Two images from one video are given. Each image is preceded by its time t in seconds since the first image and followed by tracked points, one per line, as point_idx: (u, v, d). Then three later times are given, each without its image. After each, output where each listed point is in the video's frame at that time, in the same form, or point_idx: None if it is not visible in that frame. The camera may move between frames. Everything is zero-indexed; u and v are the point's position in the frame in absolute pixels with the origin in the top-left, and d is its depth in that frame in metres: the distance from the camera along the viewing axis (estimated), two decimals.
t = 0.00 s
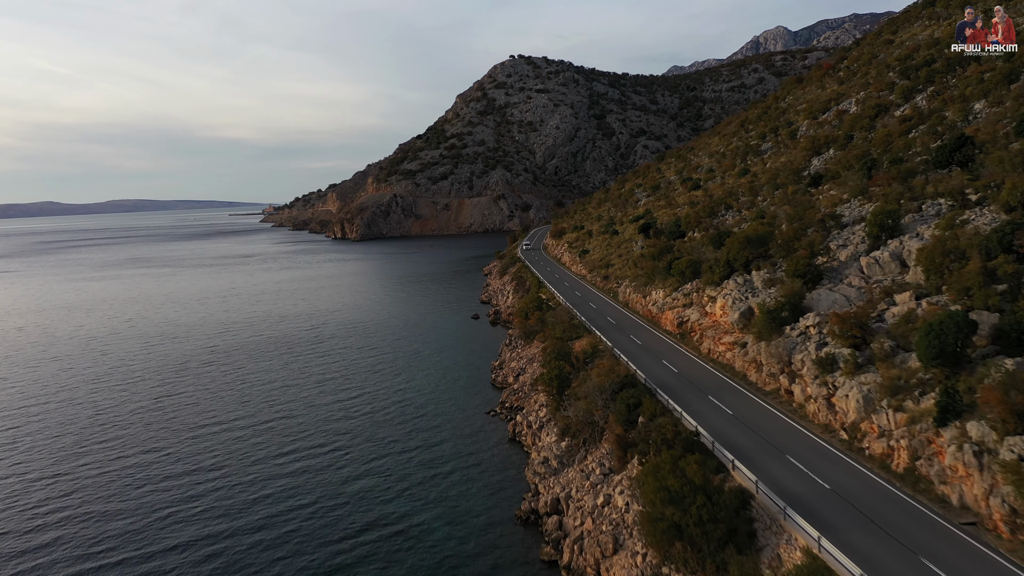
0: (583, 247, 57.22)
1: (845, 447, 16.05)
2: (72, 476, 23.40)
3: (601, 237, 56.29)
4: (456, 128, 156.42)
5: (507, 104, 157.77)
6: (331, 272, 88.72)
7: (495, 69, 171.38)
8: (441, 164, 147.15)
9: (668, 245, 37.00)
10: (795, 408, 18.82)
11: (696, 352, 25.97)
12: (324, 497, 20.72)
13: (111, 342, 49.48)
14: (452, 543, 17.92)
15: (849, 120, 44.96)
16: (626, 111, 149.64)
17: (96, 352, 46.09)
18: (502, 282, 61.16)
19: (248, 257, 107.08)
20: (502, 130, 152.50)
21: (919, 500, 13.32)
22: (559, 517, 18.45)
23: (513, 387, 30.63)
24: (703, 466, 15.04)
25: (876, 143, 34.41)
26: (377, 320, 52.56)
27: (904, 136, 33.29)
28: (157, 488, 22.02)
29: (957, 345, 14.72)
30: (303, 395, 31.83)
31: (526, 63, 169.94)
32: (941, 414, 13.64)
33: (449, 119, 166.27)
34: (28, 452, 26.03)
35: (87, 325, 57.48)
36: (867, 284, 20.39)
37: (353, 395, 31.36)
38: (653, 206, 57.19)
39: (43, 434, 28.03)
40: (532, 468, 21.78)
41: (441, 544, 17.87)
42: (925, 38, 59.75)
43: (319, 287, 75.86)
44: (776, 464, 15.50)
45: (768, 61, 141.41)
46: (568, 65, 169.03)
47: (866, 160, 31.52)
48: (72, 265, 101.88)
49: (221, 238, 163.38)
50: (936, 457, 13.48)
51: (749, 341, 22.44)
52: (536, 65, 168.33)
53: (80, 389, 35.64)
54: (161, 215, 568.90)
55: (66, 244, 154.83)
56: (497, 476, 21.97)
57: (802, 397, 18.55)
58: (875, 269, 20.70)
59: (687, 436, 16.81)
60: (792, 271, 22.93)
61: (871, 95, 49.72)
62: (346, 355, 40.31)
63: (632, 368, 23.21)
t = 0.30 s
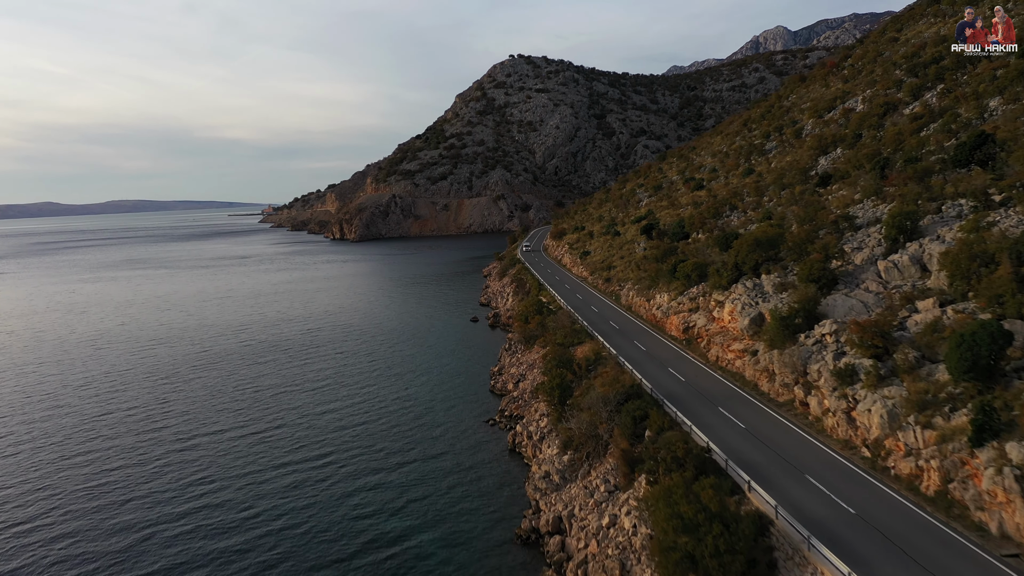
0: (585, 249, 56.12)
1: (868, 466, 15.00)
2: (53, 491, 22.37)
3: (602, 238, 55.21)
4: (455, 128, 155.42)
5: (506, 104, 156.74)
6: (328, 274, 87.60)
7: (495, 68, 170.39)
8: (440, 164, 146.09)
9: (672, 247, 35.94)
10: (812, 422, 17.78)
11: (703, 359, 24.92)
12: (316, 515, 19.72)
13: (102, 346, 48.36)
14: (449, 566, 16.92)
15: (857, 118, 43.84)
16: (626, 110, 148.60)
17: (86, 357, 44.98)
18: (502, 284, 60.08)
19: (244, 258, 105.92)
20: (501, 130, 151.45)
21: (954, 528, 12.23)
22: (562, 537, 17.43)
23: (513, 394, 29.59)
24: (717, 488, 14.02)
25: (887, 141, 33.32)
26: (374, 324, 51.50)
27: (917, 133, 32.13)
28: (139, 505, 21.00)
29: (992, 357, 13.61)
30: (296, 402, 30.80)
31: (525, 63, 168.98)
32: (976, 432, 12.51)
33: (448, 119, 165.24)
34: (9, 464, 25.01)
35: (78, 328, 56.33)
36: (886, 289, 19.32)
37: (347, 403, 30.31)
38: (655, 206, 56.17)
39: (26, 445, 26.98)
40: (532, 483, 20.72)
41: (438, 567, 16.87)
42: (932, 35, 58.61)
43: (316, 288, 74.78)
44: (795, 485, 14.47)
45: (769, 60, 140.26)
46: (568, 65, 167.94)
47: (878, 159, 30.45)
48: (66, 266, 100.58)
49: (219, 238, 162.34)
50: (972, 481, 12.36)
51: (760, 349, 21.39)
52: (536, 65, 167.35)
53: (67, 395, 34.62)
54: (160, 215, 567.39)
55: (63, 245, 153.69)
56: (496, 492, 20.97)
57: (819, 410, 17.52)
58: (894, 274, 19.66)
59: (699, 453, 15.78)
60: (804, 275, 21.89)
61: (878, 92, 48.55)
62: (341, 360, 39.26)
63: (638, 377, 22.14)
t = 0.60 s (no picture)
0: (586, 250, 54.89)
1: (900, 492, 13.77)
2: (27, 510, 21.12)
3: (604, 239, 53.99)
4: (454, 128, 154.25)
5: (506, 104, 155.50)
6: (325, 275, 86.32)
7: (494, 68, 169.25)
8: (440, 164, 144.87)
9: (677, 249, 34.71)
10: (834, 440, 16.56)
11: (713, 368, 23.68)
12: (305, 537, 18.52)
13: (91, 351, 47.07)
14: None
15: (865, 116, 42.65)
16: (627, 110, 147.37)
17: (74, 362, 43.72)
18: (501, 286, 58.86)
19: (241, 259, 104.53)
20: (501, 129, 150.29)
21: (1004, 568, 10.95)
22: (564, 563, 16.24)
23: (512, 403, 28.36)
24: (736, 518, 12.83)
25: (901, 140, 32.07)
26: (371, 327, 50.28)
27: (932, 131, 30.92)
28: (118, 525, 19.79)
29: None
30: (288, 412, 29.54)
31: (525, 62, 167.82)
32: None
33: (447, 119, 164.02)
34: None
35: (68, 333, 54.97)
36: (910, 297, 18.08)
37: (341, 412, 29.08)
38: (657, 207, 55.01)
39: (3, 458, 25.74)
40: (533, 502, 19.48)
41: None
42: (939, 32, 57.49)
43: (313, 290, 73.52)
44: (819, 513, 13.31)
45: (770, 59, 139.02)
46: (567, 64, 166.68)
47: (893, 159, 29.20)
48: (60, 268, 99.14)
49: (217, 239, 160.61)
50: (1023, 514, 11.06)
51: (775, 359, 20.14)
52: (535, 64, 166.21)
53: (50, 403, 33.36)
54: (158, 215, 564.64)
55: (58, 246, 152.03)
56: (496, 512, 19.75)
57: (842, 427, 16.29)
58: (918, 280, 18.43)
59: (713, 475, 14.62)
60: (822, 281, 20.66)
61: (886, 90, 47.26)
62: (335, 366, 38.01)
63: (645, 389, 20.94)
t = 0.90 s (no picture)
0: (587, 252, 53.83)
1: (934, 519, 12.66)
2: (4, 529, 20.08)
3: (605, 241, 52.92)
4: (454, 128, 153.26)
5: (506, 104, 154.50)
6: (322, 277, 85.26)
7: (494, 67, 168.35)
8: (439, 164, 143.86)
9: (682, 252, 33.68)
10: (857, 459, 15.47)
11: (722, 377, 22.61)
12: (294, 561, 17.48)
13: (82, 355, 46.02)
14: None
15: (874, 115, 41.54)
16: (627, 110, 146.39)
17: (64, 367, 42.67)
18: (501, 288, 57.78)
19: (238, 261, 103.44)
20: (501, 129, 149.30)
21: None
22: None
23: (512, 412, 27.31)
24: (757, 550, 11.77)
25: (912, 138, 31.04)
26: (369, 331, 49.25)
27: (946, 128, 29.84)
28: (98, 546, 18.77)
29: None
30: (280, 420, 28.51)
31: (525, 62, 166.91)
32: None
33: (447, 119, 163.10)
34: None
35: (59, 336, 53.86)
36: (935, 305, 17.01)
37: (335, 421, 28.06)
38: (660, 207, 54.01)
39: None
40: (535, 521, 18.42)
41: None
42: (946, 29, 56.35)
43: (311, 292, 72.50)
44: (843, 541, 12.32)
45: (771, 58, 137.76)
46: (567, 64, 165.68)
47: (906, 158, 28.19)
48: (55, 269, 97.96)
49: (215, 240, 159.56)
50: None
51: (790, 369, 19.05)
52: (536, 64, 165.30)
53: (37, 411, 32.35)
54: (157, 215, 563.56)
55: (56, 247, 151.21)
56: (496, 532, 18.73)
57: (866, 445, 15.19)
58: (943, 286, 17.37)
59: (730, 499, 13.56)
60: (839, 287, 19.58)
61: (893, 88, 46.22)
62: (330, 371, 36.96)
63: (652, 401, 19.90)
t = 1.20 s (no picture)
0: (589, 254, 52.59)
1: (979, 556, 11.37)
2: None
3: (607, 242, 51.62)
4: (453, 128, 152.08)
5: (506, 104, 153.32)
6: (319, 279, 84.01)
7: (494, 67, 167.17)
8: (439, 165, 142.60)
9: (688, 254, 32.44)
10: (886, 483, 14.22)
11: (734, 388, 21.34)
12: None
13: (70, 361, 44.83)
14: None
15: (884, 113, 40.26)
16: (627, 110, 145.14)
17: (51, 374, 41.47)
18: (501, 291, 56.50)
19: (235, 262, 102.18)
20: (501, 129, 148.10)
21: None
22: None
23: (511, 423, 26.05)
24: None
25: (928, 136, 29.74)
26: (365, 335, 48.03)
27: (964, 125, 28.52)
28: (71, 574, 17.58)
29: None
30: (270, 432, 27.26)
31: (525, 62, 165.71)
32: None
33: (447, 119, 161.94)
34: None
35: (49, 341, 52.62)
36: (967, 315, 15.74)
37: (327, 433, 26.83)
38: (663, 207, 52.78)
39: None
40: (536, 546, 17.18)
41: None
42: (955, 25, 54.99)
43: (307, 295, 71.25)
44: None
45: (773, 57, 136.39)
46: (567, 63, 164.48)
47: (922, 157, 26.93)
48: (48, 271, 96.58)
49: (213, 241, 158.24)
50: None
51: (809, 382, 17.78)
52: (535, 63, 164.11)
53: (19, 421, 31.16)
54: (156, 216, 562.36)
55: (53, 248, 150.01)
56: (496, 557, 17.54)
57: (898, 468, 13.95)
58: (976, 293, 16.09)
59: (752, 531, 12.34)
60: (860, 294, 18.32)
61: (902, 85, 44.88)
62: (323, 378, 35.73)
63: (661, 416, 18.68)
